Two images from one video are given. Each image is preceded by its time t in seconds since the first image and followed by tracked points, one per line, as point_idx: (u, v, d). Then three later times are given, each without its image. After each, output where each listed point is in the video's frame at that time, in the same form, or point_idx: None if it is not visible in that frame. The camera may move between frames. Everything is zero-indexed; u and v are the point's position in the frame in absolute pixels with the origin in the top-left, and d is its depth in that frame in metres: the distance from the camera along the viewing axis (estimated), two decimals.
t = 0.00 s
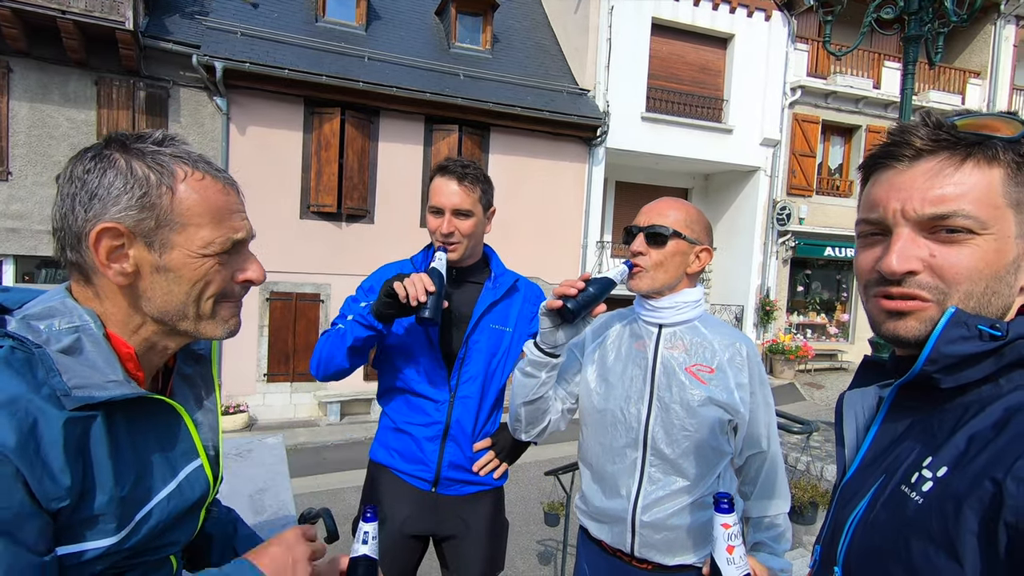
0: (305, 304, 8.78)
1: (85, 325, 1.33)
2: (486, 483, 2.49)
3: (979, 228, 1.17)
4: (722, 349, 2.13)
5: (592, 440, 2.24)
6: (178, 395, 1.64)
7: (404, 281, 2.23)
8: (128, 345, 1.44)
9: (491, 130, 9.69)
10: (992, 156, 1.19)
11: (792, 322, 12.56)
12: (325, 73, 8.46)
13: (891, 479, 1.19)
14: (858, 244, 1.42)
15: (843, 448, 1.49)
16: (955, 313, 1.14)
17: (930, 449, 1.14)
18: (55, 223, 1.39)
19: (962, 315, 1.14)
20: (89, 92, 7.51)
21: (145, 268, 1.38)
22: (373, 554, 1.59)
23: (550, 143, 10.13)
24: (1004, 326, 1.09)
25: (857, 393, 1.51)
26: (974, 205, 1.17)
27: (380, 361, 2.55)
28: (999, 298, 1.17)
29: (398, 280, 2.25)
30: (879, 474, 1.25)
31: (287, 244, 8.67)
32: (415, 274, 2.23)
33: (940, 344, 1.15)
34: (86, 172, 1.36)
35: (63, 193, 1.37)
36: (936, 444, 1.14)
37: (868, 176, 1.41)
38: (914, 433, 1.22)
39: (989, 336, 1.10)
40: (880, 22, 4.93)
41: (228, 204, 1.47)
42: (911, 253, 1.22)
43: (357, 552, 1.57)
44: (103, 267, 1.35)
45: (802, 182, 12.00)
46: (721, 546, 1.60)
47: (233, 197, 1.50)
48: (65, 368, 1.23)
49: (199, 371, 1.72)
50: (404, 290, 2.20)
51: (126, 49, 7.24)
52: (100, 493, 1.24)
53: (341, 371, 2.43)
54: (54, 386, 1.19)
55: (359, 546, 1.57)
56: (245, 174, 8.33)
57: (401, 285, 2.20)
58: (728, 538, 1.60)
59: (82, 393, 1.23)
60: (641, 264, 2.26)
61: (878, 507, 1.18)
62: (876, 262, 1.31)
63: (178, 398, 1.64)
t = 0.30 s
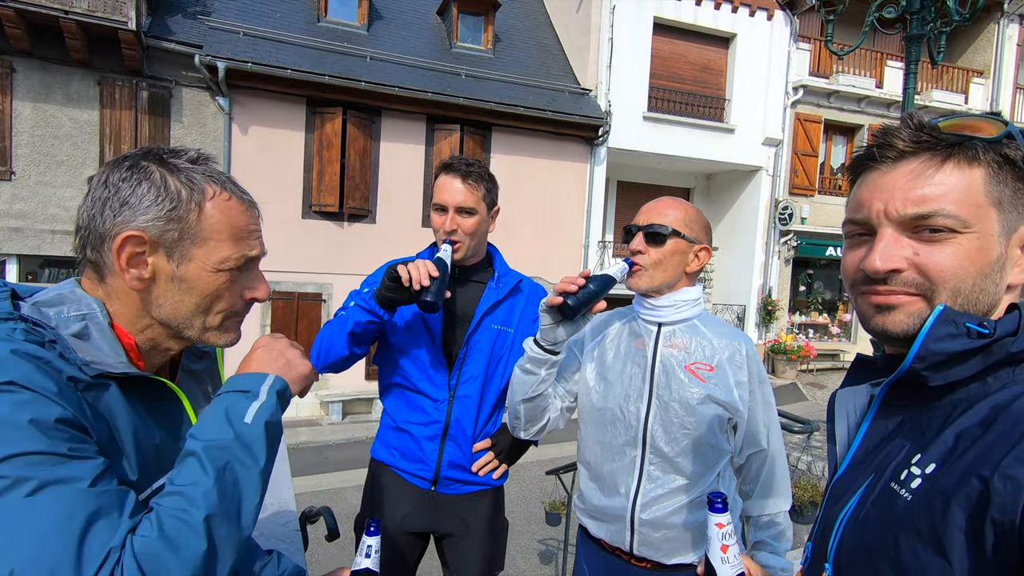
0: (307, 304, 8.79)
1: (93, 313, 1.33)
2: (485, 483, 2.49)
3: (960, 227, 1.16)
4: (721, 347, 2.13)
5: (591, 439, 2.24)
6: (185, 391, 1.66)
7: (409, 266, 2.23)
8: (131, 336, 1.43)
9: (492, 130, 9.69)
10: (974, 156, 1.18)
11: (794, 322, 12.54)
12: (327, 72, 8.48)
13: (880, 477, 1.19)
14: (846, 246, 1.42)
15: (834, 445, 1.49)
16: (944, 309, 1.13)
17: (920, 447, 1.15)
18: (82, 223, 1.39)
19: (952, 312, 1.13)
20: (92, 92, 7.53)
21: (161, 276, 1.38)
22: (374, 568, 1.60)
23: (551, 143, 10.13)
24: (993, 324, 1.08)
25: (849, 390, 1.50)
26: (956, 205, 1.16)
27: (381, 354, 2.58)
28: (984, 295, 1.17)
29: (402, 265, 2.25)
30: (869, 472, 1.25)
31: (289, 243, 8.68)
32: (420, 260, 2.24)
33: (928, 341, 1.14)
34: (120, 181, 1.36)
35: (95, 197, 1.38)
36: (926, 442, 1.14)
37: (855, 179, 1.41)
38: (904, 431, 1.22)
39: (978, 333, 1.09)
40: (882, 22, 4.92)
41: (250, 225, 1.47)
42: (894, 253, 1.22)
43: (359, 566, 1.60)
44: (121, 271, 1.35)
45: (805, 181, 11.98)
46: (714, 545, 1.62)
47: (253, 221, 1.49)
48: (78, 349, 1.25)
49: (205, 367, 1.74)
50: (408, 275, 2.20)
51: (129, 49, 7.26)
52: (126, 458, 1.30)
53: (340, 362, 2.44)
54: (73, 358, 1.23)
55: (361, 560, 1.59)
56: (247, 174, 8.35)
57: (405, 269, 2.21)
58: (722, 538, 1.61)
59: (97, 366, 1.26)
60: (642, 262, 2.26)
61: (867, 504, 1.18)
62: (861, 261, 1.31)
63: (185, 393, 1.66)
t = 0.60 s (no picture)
0: (311, 303, 8.82)
1: (104, 298, 1.27)
2: (489, 480, 2.49)
3: (918, 211, 1.16)
4: (723, 342, 2.13)
5: (594, 437, 2.24)
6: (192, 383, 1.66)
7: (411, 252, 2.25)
8: (137, 322, 1.37)
9: (495, 130, 9.70)
10: (935, 141, 1.17)
11: (798, 322, 12.51)
12: (330, 73, 8.50)
13: (884, 467, 1.18)
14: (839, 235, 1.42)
15: (838, 432, 1.50)
16: (953, 298, 1.11)
17: (925, 436, 1.13)
18: (106, 220, 1.36)
19: (961, 300, 1.11)
20: (97, 93, 7.58)
21: (179, 282, 1.35)
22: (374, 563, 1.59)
23: (554, 143, 10.13)
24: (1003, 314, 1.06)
25: (857, 378, 1.48)
26: (917, 191, 1.16)
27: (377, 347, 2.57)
28: (953, 279, 1.15)
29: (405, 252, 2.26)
30: (874, 460, 1.23)
31: (293, 243, 8.71)
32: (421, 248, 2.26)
33: (936, 328, 1.12)
34: (151, 186, 1.34)
35: (123, 197, 1.35)
36: (931, 432, 1.13)
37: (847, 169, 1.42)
38: (909, 420, 1.20)
39: (989, 323, 1.07)
40: (886, 20, 4.90)
41: (270, 237, 1.45)
42: (856, 236, 1.24)
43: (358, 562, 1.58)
44: (141, 273, 1.32)
45: (808, 181, 11.94)
46: (705, 509, 1.58)
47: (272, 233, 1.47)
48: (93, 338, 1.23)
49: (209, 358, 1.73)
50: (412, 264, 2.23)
51: (134, 50, 7.29)
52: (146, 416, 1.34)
53: (342, 353, 2.45)
54: (89, 329, 1.23)
55: (361, 556, 1.57)
56: (251, 174, 8.38)
57: (409, 255, 2.23)
58: (712, 502, 1.57)
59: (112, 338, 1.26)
60: (655, 260, 2.23)
61: (870, 493, 1.17)
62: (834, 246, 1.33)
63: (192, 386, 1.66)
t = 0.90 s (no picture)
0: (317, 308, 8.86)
1: (125, 279, 1.30)
2: (493, 475, 2.49)
3: (871, 195, 1.25)
4: (726, 335, 2.14)
5: (600, 431, 2.24)
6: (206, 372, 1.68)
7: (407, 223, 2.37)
8: (157, 305, 1.40)
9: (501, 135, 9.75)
10: (884, 128, 1.26)
11: (805, 327, 12.45)
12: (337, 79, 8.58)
13: (889, 444, 1.15)
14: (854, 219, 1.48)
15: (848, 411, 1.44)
16: (958, 274, 1.12)
17: (930, 411, 1.11)
18: (129, 207, 1.40)
19: (966, 276, 1.11)
20: (108, 99, 7.68)
21: (188, 268, 1.37)
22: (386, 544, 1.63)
23: (559, 148, 10.17)
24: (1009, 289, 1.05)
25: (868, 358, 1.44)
26: (865, 177, 1.26)
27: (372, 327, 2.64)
28: (908, 257, 1.21)
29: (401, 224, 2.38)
30: (880, 438, 1.20)
31: (299, 247, 8.76)
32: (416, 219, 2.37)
33: (940, 305, 1.12)
34: (168, 174, 1.38)
35: (143, 185, 1.40)
36: (937, 406, 1.10)
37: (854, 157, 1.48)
38: (915, 397, 1.17)
39: (994, 298, 1.06)
40: (891, 23, 4.90)
41: (280, 229, 1.45)
42: (831, 220, 1.34)
43: (370, 542, 1.63)
44: (154, 257, 1.34)
45: (814, 186, 11.91)
46: (692, 414, 1.50)
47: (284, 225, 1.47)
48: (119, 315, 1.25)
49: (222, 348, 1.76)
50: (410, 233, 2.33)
51: (144, 57, 7.38)
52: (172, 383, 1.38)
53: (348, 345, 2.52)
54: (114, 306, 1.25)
55: (374, 535, 1.62)
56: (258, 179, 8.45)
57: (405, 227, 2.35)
58: (702, 410, 1.48)
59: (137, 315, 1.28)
60: (678, 256, 2.20)
61: (876, 469, 1.14)
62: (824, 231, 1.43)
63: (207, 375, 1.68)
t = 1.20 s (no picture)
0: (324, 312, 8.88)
1: (144, 271, 1.32)
2: (497, 475, 2.48)
3: (878, 179, 1.25)
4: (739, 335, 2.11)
5: (607, 431, 2.23)
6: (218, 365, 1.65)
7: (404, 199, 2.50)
8: (174, 297, 1.41)
9: (508, 141, 9.79)
10: (900, 114, 1.25)
11: (812, 335, 12.37)
12: (346, 85, 8.66)
13: (903, 438, 1.12)
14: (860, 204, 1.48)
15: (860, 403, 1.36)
16: (975, 264, 1.10)
17: (947, 404, 1.08)
18: (146, 198, 1.41)
19: (982, 267, 1.09)
20: (120, 105, 7.78)
21: (208, 259, 1.38)
22: (392, 539, 1.67)
23: (566, 154, 10.20)
24: None
25: (881, 350, 1.38)
26: (876, 161, 1.26)
27: (373, 312, 2.67)
28: (911, 244, 1.20)
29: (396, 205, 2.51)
30: (893, 432, 1.17)
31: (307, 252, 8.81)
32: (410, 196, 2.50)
33: (955, 295, 1.11)
34: (187, 165, 1.39)
35: (161, 176, 1.40)
36: (954, 399, 1.08)
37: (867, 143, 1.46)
38: (930, 390, 1.15)
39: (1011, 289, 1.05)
40: (899, 30, 4.90)
41: (295, 220, 1.46)
42: (837, 205, 1.34)
43: (378, 538, 1.66)
44: (174, 247, 1.36)
45: (822, 193, 11.87)
46: (754, 279, 1.45)
47: (299, 215, 1.48)
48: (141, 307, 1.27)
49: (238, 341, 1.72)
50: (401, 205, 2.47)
51: (156, 63, 7.48)
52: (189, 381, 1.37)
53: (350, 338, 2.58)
54: (130, 299, 1.26)
55: (381, 530, 1.66)
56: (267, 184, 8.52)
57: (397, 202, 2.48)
58: (767, 277, 1.44)
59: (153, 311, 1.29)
60: (695, 256, 2.20)
61: (891, 463, 1.12)
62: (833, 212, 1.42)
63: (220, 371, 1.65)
